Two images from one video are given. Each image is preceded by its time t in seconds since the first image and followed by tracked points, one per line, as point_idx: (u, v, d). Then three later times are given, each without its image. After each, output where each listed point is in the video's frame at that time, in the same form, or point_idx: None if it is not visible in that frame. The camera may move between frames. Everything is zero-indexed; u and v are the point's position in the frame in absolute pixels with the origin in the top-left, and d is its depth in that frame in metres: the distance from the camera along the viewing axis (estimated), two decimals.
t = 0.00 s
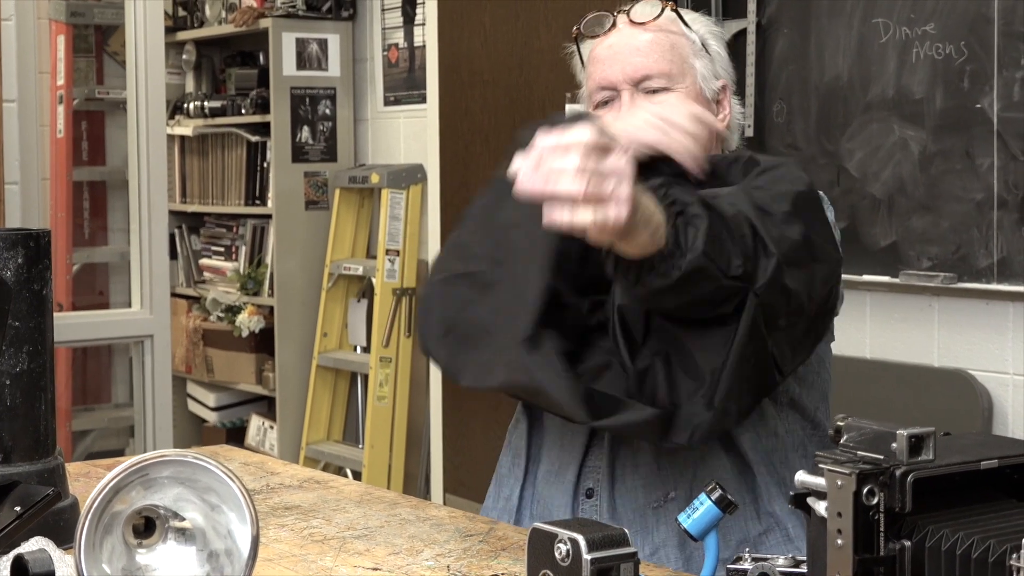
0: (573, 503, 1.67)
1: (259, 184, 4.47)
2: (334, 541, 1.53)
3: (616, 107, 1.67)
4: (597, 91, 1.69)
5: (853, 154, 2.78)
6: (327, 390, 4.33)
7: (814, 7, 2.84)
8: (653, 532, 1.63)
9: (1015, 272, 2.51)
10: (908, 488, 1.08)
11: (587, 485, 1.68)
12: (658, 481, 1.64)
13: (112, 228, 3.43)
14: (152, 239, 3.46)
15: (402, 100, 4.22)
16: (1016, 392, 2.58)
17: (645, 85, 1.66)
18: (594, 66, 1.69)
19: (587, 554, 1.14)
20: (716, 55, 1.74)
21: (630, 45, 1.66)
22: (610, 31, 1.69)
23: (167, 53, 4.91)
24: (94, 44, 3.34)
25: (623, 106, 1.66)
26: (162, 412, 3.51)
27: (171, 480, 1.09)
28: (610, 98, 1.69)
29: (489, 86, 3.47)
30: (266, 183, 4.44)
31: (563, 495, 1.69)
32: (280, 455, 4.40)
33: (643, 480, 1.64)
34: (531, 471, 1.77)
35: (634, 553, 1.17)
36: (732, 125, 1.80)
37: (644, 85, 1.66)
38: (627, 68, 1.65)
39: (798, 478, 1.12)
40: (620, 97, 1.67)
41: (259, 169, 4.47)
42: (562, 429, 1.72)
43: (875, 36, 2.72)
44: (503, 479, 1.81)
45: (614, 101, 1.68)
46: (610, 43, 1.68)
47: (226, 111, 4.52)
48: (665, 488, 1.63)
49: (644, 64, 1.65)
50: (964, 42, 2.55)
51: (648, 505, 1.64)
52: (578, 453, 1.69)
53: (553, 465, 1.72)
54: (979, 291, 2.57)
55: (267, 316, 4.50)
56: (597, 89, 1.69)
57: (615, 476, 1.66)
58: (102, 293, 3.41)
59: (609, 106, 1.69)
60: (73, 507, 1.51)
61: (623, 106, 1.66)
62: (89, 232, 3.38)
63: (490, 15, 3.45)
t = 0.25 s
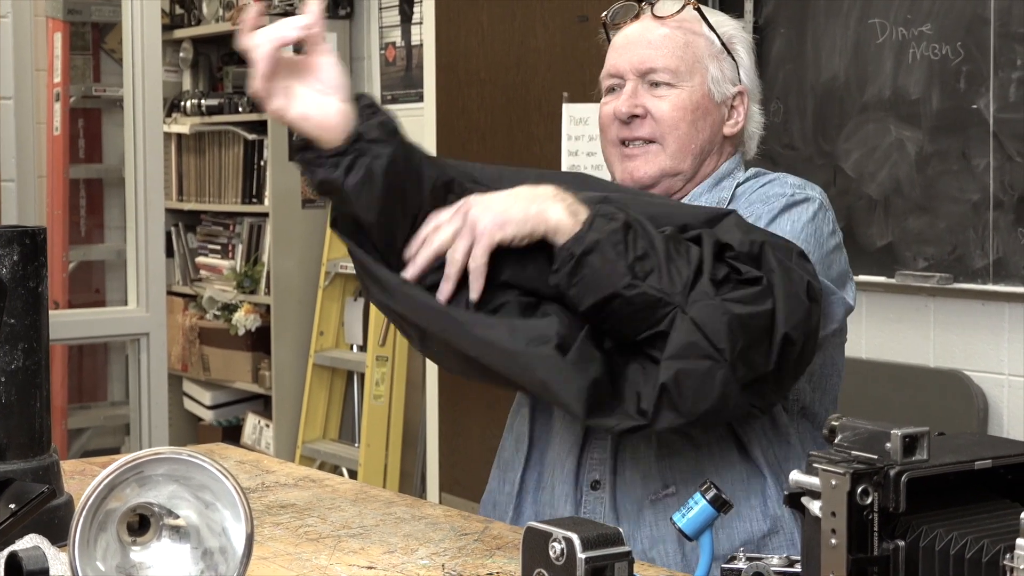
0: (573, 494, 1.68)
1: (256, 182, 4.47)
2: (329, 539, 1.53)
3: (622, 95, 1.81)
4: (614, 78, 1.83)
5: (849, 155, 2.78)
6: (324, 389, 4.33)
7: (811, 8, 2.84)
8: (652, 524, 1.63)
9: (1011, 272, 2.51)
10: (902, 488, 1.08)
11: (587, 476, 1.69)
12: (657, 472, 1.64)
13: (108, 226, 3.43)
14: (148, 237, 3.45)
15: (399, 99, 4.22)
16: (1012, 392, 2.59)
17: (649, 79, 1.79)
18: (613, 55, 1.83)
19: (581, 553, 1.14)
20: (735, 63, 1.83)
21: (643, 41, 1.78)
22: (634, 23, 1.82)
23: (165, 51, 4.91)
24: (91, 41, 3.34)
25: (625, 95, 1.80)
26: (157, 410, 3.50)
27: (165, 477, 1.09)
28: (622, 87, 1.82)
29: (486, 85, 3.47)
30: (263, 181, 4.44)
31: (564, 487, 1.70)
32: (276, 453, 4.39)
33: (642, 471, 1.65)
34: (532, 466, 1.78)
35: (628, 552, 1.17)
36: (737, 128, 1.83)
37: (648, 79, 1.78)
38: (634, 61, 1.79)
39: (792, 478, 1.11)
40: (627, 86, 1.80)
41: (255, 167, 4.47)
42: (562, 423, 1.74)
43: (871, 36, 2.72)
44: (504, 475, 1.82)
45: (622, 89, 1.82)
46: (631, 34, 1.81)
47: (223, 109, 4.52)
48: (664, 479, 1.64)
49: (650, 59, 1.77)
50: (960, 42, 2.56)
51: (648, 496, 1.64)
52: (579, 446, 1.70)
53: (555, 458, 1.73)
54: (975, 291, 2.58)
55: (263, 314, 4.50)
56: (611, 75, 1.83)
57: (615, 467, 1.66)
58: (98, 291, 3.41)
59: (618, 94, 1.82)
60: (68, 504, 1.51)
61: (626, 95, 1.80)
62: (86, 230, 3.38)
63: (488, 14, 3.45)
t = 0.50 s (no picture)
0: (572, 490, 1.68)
1: (254, 185, 4.46)
2: (328, 541, 1.53)
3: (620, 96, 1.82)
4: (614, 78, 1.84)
5: (847, 157, 2.78)
6: (322, 391, 4.33)
7: (809, 10, 2.84)
8: (651, 522, 1.62)
9: (1009, 275, 2.52)
10: (900, 492, 1.08)
11: (588, 475, 1.69)
12: (658, 469, 1.63)
13: (107, 228, 3.43)
14: (146, 239, 3.45)
15: (397, 101, 4.21)
16: (1010, 395, 2.59)
17: (647, 82, 1.79)
18: (615, 55, 1.84)
19: (580, 555, 1.14)
20: (737, 71, 1.82)
21: (643, 43, 1.79)
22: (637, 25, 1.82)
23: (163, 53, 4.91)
24: (89, 43, 3.34)
25: (622, 97, 1.80)
26: (156, 412, 3.50)
27: (165, 479, 1.09)
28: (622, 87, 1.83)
29: (485, 87, 3.46)
30: (261, 183, 4.44)
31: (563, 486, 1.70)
32: (274, 455, 4.39)
33: (643, 469, 1.64)
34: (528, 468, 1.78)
35: (627, 554, 1.17)
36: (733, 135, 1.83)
37: (645, 82, 1.79)
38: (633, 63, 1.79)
39: (790, 480, 1.11)
40: (624, 87, 1.81)
41: (253, 169, 4.46)
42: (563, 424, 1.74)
43: (870, 39, 2.72)
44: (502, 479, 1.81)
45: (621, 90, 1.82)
46: (633, 35, 1.82)
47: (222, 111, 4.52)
48: (664, 477, 1.63)
49: (649, 62, 1.78)
50: (959, 45, 2.56)
51: (648, 494, 1.63)
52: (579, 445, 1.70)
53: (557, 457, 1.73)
54: (973, 294, 2.58)
55: (261, 316, 4.50)
56: (611, 75, 1.83)
57: (615, 465, 1.66)
58: (96, 293, 3.41)
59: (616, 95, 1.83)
60: (67, 505, 1.51)
61: (622, 97, 1.80)
62: (84, 232, 3.37)
63: (486, 16, 3.45)
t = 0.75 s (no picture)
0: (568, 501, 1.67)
1: (253, 192, 4.46)
2: (328, 549, 1.53)
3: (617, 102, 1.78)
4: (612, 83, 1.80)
5: (846, 163, 2.78)
6: (321, 398, 4.33)
7: (807, 16, 2.85)
8: (652, 533, 1.61)
9: (1009, 280, 2.52)
10: (900, 498, 1.08)
11: (583, 485, 1.67)
12: (657, 480, 1.63)
13: (106, 235, 3.44)
14: (147, 246, 3.45)
15: (397, 108, 4.22)
16: (1010, 400, 2.59)
17: (644, 90, 1.76)
18: (613, 60, 1.80)
19: (580, 562, 1.14)
20: (734, 81, 1.80)
21: (642, 50, 1.75)
22: (636, 31, 1.79)
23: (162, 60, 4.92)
24: (89, 51, 3.34)
25: (619, 103, 1.77)
26: (156, 420, 3.50)
27: (165, 487, 1.08)
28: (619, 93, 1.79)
29: (484, 94, 3.47)
30: (261, 190, 4.44)
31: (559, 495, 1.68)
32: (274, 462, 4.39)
33: (642, 480, 1.64)
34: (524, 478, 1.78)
35: (627, 561, 1.17)
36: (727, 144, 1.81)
37: (642, 89, 1.76)
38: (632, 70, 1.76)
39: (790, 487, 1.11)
40: (621, 94, 1.78)
41: (253, 176, 4.46)
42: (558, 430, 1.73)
43: (868, 45, 2.72)
44: (498, 488, 1.80)
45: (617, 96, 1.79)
46: (632, 41, 1.78)
47: (221, 118, 4.52)
48: (664, 489, 1.62)
49: (648, 69, 1.74)
50: (957, 50, 2.56)
51: (647, 506, 1.62)
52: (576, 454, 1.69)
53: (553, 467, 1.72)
54: (973, 299, 2.58)
55: (261, 323, 4.50)
56: (609, 81, 1.80)
57: (613, 476, 1.66)
58: (96, 300, 3.41)
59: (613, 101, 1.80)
60: (67, 514, 1.51)
61: (619, 103, 1.77)
62: (84, 240, 3.39)
63: (485, 23, 3.45)
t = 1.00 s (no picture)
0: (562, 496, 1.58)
1: (253, 196, 4.46)
2: (325, 555, 1.53)
3: (649, 107, 1.67)
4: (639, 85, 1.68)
5: (846, 172, 2.78)
6: (320, 403, 4.33)
7: (808, 25, 2.85)
8: (643, 524, 1.53)
9: (1008, 290, 2.52)
10: (897, 509, 1.07)
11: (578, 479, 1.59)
12: (648, 466, 1.54)
13: (106, 238, 3.44)
14: (147, 250, 3.46)
15: (398, 113, 4.22)
16: (1009, 411, 2.59)
17: (680, 98, 1.66)
18: (642, 62, 1.68)
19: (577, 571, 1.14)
20: (760, 95, 1.74)
21: (682, 59, 1.65)
22: (669, 34, 1.67)
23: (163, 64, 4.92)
24: (90, 54, 3.35)
25: (655, 109, 1.66)
26: (154, 424, 3.50)
27: (161, 493, 1.08)
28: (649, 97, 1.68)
29: (484, 100, 3.47)
30: (261, 195, 4.44)
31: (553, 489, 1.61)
32: (272, 467, 4.39)
33: (634, 466, 1.56)
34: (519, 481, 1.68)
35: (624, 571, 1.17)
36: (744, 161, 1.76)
37: (677, 97, 1.66)
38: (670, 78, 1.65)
39: (788, 497, 1.11)
40: (656, 99, 1.66)
41: (253, 180, 4.46)
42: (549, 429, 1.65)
43: (870, 54, 2.72)
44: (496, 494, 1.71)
45: (649, 100, 1.67)
46: (668, 45, 1.67)
47: (222, 123, 4.52)
48: (656, 475, 1.54)
49: (688, 78, 1.64)
50: (958, 60, 2.56)
51: (641, 494, 1.54)
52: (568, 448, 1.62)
53: (544, 461, 1.64)
54: (972, 309, 2.58)
55: (260, 328, 4.50)
56: (638, 83, 1.68)
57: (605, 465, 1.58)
58: (95, 303, 3.41)
59: (642, 104, 1.68)
60: (63, 518, 1.50)
61: (655, 109, 1.66)
62: (83, 242, 3.38)
63: (486, 30, 3.45)
